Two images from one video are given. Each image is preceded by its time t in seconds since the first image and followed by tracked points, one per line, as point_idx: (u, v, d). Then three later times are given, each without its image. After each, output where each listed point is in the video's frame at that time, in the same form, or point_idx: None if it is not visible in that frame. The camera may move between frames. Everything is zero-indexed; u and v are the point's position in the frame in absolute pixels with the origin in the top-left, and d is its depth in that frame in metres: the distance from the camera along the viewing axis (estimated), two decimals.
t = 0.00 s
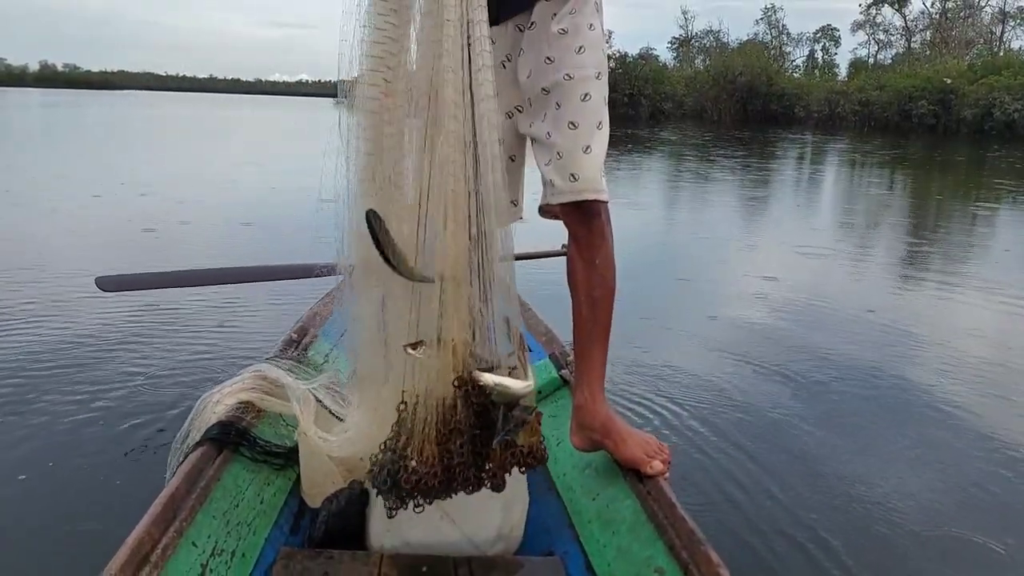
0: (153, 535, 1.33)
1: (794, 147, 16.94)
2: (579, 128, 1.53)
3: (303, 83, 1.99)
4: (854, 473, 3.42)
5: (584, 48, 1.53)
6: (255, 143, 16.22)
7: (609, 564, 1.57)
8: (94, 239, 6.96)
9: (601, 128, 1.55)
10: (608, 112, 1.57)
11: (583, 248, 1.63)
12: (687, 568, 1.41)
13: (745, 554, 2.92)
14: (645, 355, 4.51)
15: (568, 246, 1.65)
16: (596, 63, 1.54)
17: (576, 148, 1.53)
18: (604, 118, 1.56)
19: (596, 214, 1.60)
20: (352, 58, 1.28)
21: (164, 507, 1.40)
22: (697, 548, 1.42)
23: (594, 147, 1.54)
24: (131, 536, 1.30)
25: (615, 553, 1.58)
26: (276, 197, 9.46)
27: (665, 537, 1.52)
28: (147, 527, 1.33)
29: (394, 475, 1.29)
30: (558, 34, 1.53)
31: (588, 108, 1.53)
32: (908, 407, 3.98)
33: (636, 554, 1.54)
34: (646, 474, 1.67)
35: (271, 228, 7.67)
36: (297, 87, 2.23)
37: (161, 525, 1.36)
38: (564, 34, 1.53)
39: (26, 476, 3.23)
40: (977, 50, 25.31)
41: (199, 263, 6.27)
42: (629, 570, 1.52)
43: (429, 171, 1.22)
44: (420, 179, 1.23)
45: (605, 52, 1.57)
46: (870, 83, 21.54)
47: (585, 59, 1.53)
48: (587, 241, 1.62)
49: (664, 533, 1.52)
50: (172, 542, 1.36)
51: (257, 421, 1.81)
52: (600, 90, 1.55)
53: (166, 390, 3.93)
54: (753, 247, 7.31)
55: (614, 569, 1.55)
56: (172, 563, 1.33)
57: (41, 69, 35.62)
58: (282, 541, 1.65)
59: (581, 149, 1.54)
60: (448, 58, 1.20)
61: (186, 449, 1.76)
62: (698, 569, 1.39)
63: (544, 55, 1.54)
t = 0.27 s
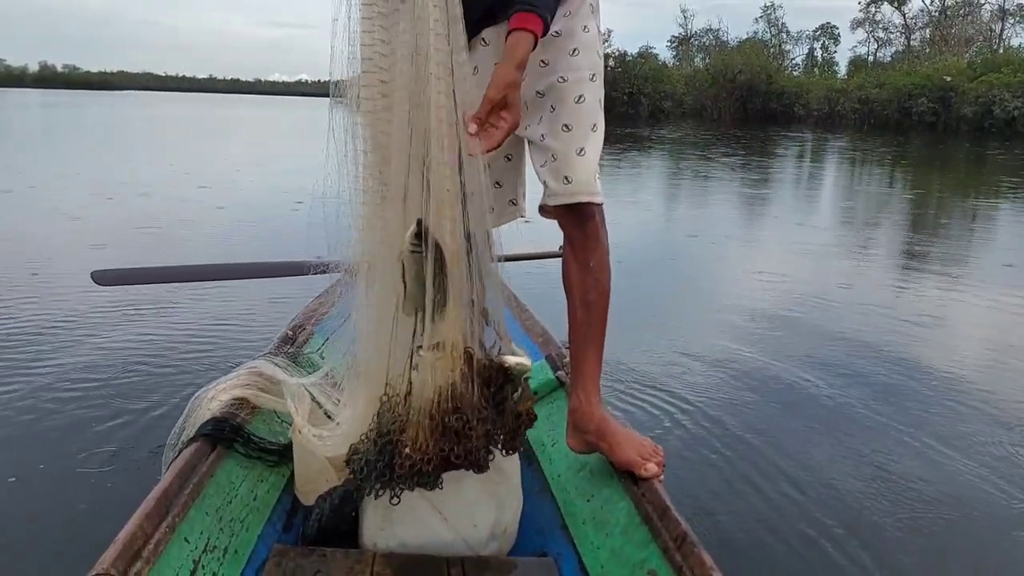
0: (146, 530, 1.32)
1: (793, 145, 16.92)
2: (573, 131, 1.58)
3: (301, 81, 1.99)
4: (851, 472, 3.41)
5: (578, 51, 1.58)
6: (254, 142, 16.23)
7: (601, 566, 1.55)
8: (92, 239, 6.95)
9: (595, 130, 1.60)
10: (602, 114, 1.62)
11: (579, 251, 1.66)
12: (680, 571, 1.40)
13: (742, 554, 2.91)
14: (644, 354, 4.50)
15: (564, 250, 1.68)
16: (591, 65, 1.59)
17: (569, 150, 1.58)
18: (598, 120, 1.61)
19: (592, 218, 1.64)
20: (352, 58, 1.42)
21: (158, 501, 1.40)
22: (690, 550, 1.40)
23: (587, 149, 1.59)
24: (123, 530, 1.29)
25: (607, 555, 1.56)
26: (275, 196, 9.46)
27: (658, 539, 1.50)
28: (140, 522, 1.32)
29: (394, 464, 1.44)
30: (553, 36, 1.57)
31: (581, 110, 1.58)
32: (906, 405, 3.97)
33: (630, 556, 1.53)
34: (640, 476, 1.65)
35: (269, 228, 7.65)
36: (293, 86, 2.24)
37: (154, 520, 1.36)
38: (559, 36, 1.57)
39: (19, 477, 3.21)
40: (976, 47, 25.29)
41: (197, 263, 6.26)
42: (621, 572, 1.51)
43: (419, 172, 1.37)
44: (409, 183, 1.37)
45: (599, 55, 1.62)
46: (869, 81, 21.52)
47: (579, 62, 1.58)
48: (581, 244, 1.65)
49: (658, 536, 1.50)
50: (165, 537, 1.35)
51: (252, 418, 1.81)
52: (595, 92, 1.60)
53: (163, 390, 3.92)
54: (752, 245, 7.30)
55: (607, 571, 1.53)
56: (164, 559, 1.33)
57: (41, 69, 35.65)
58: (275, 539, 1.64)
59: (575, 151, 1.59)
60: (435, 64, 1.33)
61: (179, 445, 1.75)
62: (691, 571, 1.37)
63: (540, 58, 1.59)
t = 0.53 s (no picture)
0: (144, 530, 1.31)
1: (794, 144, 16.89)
2: (567, 134, 1.59)
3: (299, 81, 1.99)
4: (852, 470, 3.40)
5: (572, 54, 1.58)
6: (254, 142, 16.24)
7: (600, 567, 1.54)
8: (92, 240, 6.94)
9: (589, 133, 1.60)
10: (597, 116, 1.62)
11: (575, 253, 1.65)
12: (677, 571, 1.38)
13: (743, 554, 2.90)
14: (644, 353, 4.49)
15: (561, 252, 1.67)
16: (585, 68, 1.59)
17: (564, 153, 1.59)
18: (593, 122, 1.61)
19: (588, 220, 1.64)
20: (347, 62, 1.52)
21: (156, 501, 1.39)
22: (688, 551, 1.39)
23: (581, 152, 1.59)
24: (122, 529, 1.28)
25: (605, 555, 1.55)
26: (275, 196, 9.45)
27: (656, 540, 1.49)
28: (139, 521, 1.32)
29: (382, 463, 1.47)
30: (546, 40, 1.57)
31: (575, 113, 1.58)
32: (907, 404, 3.96)
33: (628, 557, 1.51)
34: (638, 478, 1.64)
35: (269, 228, 7.64)
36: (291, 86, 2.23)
37: (152, 520, 1.35)
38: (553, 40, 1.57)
39: (12, 483, 3.17)
40: (977, 45, 25.23)
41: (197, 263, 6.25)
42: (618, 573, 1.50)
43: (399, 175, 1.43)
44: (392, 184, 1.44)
45: (593, 58, 1.62)
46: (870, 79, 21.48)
47: (573, 65, 1.58)
48: (578, 247, 1.65)
49: (655, 537, 1.49)
50: (163, 537, 1.34)
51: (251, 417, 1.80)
52: (589, 96, 1.60)
53: (161, 391, 3.91)
54: (752, 244, 7.29)
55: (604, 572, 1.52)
56: (162, 558, 1.32)
57: (41, 70, 35.65)
58: (274, 538, 1.64)
59: (570, 154, 1.59)
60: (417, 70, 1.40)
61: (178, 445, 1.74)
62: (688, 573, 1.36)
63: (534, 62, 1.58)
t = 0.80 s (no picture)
0: (147, 537, 1.31)
1: (793, 144, 16.90)
2: (565, 134, 1.59)
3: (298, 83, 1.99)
4: (854, 470, 3.39)
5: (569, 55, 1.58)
6: (254, 144, 16.25)
7: (602, 565, 1.54)
8: (93, 241, 6.94)
9: (587, 133, 1.62)
10: (594, 116, 1.64)
11: (574, 253, 1.65)
12: (678, 569, 1.38)
13: (744, 555, 2.90)
14: (644, 354, 4.49)
15: (560, 253, 1.67)
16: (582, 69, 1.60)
17: (562, 153, 1.60)
18: (591, 122, 1.62)
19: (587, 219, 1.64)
20: (338, 63, 1.50)
21: (158, 508, 1.39)
22: (689, 548, 1.39)
23: (580, 151, 1.61)
24: (124, 537, 1.28)
25: (607, 554, 1.55)
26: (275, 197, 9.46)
27: (657, 537, 1.48)
28: (141, 529, 1.31)
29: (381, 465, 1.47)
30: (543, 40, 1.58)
31: (573, 114, 1.59)
32: (908, 403, 3.95)
33: (629, 555, 1.51)
34: (639, 475, 1.64)
35: (269, 229, 7.65)
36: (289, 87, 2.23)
37: (154, 527, 1.35)
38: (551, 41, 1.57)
39: (12, 488, 3.14)
40: (977, 44, 25.24)
41: (197, 265, 6.25)
42: (620, 571, 1.49)
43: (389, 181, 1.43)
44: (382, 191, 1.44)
45: (590, 60, 1.64)
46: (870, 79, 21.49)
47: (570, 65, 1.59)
48: (576, 246, 1.65)
49: (657, 534, 1.49)
50: (165, 545, 1.34)
51: (251, 423, 1.79)
52: (587, 96, 1.62)
53: (161, 393, 3.90)
54: (752, 244, 7.28)
55: (606, 571, 1.52)
56: (165, 566, 1.31)
57: (42, 73, 35.75)
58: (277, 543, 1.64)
59: (567, 153, 1.60)
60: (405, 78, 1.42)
61: (179, 453, 1.73)
62: (690, 571, 1.35)
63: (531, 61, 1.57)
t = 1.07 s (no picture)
0: (155, 547, 1.31)
1: (794, 144, 16.91)
2: (566, 133, 1.61)
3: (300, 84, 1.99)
4: (857, 470, 3.40)
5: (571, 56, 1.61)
6: (255, 145, 16.27)
7: (610, 562, 1.54)
8: (96, 242, 6.95)
9: (588, 131, 1.64)
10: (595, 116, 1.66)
11: (576, 250, 1.66)
12: (687, 563, 1.38)
13: (749, 556, 2.89)
14: (647, 354, 4.49)
15: (563, 251, 1.69)
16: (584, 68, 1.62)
17: (564, 151, 1.61)
18: (592, 121, 1.64)
19: (588, 216, 1.66)
20: (344, 65, 1.51)
21: (166, 517, 1.39)
22: (697, 542, 1.39)
23: (581, 150, 1.63)
24: (132, 548, 1.28)
25: (615, 550, 1.55)
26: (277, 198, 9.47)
27: (664, 532, 1.48)
28: (148, 539, 1.32)
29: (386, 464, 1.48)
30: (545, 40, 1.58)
31: (574, 112, 1.62)
32: (910, 403, 3.95)
33: (637, 551, 1.51)
34: (645, 471, 1.64)
35: (271, 230, 7.66)
36: (290, 88, 2.23)
37: (162, 537, 1.35)
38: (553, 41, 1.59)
39: (16, 494, 3.12)
40: (978, 44, 25.24)
41: (199, 266, 6.26)
42: (629, 567, 1.49)
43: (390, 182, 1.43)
44: (381, 192, 1.44)
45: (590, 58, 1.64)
46: (870, 79, 21.50)
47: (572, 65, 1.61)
48: (578, 243, 1.66)
49: (664, 529, 1.49)
50: (174, 553, 1.34)
51: (258, 428, 1.79)
52: (587, 94, 1.64)
53: (165, 395, 3.91)
54: (754, 245, 7.29)
55: (615, 567, 1.52)
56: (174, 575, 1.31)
57: (42, 75, 35.78)
58: (285, 549, 1.64)
59: (568, 151, 1.61)
60: (404, 79, 1.41)
61: (187, 461, 1.73)
62: (698, 565, 1.36)
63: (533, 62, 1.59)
